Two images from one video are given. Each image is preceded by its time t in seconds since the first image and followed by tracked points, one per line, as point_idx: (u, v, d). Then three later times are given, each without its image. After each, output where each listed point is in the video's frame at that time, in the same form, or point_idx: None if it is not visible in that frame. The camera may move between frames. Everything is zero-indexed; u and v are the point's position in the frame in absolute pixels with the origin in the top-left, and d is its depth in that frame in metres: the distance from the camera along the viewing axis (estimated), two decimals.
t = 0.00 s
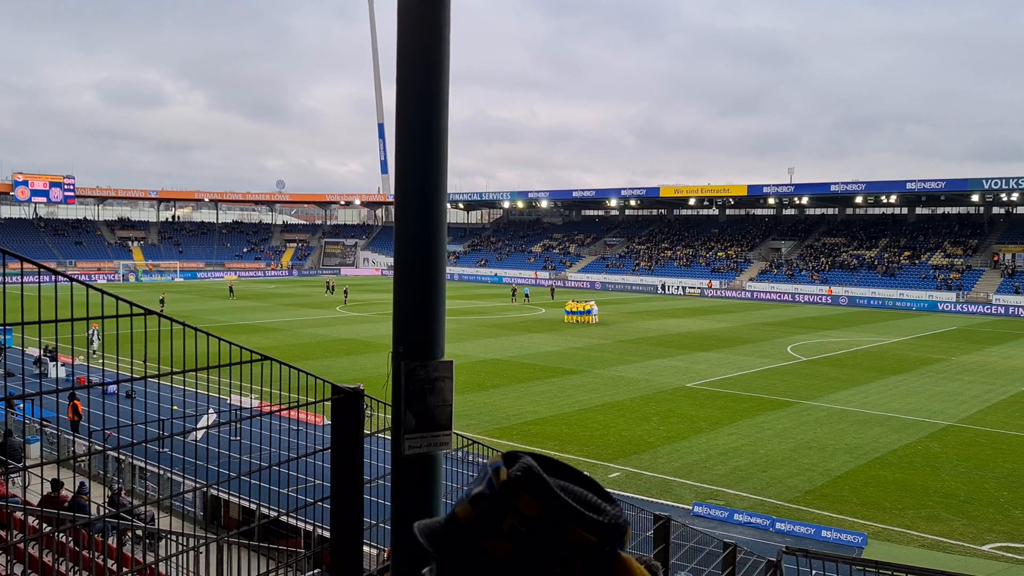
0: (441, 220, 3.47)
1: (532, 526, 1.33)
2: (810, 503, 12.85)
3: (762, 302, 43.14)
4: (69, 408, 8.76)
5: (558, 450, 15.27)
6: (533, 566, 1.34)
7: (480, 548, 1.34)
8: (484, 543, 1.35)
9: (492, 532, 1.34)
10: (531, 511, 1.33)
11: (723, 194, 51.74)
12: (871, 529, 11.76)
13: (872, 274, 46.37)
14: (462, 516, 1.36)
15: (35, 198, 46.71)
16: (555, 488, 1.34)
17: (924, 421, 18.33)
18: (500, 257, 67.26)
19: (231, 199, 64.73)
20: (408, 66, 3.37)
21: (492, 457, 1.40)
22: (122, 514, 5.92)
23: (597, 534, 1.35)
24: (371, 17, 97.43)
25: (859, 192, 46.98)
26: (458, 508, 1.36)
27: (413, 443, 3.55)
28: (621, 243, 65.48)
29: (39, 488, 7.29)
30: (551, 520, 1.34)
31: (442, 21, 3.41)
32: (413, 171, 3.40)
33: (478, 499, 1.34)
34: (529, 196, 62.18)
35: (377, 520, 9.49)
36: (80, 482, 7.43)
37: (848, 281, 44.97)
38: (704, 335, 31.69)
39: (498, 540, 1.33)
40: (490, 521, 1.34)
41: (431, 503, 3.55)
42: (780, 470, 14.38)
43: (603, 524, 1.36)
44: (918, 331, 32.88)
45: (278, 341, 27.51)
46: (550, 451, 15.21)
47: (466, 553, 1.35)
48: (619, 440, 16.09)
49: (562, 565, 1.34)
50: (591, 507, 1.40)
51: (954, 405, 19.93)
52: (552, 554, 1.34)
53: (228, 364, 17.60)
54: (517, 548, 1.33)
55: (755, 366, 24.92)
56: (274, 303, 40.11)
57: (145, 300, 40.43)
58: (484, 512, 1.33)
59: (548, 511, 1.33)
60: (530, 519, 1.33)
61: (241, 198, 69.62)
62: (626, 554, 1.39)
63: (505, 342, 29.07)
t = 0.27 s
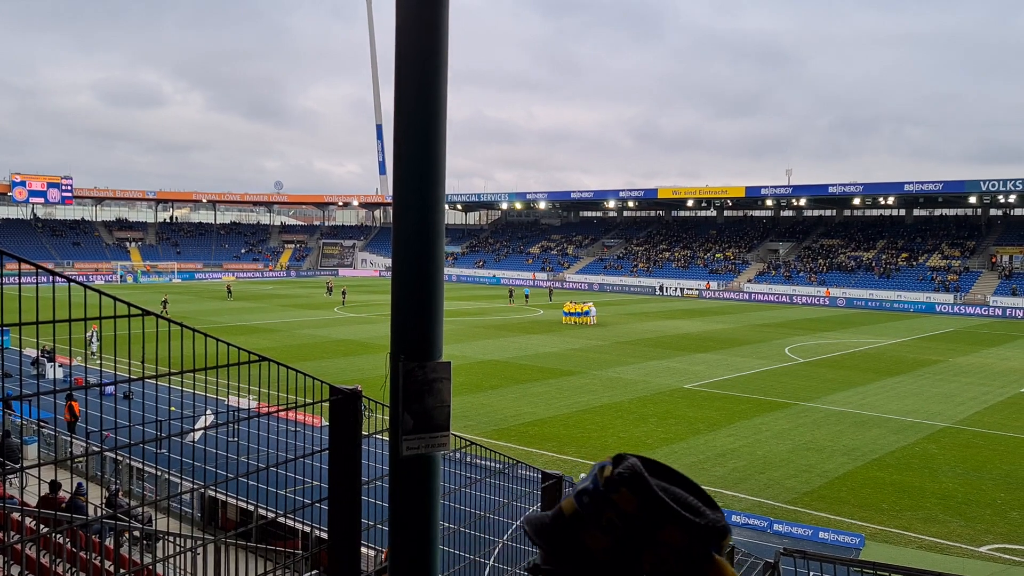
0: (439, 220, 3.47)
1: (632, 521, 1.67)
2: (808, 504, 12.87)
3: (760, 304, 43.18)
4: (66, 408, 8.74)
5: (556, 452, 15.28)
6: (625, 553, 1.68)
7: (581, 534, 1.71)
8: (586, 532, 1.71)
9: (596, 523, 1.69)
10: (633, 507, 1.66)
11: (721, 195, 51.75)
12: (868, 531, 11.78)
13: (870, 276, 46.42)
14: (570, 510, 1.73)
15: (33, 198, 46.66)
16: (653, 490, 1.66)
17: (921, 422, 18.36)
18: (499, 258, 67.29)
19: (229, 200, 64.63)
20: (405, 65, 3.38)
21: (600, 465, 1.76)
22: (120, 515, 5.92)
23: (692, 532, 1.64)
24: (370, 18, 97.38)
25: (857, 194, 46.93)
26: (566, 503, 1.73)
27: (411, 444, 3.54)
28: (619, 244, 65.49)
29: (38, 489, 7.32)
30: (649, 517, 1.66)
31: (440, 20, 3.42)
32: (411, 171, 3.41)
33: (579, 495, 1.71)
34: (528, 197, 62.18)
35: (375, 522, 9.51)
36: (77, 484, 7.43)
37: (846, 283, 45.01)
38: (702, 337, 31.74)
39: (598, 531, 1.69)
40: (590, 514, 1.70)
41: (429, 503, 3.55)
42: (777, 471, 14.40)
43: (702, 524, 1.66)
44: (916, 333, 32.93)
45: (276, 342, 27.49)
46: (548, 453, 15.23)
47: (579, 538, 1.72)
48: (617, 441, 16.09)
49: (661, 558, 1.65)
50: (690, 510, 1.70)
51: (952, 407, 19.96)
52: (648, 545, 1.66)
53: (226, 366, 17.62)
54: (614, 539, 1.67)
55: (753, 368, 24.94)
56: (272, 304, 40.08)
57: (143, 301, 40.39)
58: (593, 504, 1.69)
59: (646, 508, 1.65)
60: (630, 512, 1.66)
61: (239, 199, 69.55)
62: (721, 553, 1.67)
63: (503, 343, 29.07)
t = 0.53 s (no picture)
0: (436, 221, 3.48)
1: (684, 521, 1.55)
2: (804, 505, 12.90)
3: (757, 305, 43.23)
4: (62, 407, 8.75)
5: (553, 452, 15.29)
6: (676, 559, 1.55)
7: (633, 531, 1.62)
8: (640, 529, 1.61)
9: (645, 520, 1.60)
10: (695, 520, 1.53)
11: (718, 196, 51.80)
12: (864, 531, 11.81)
13: (866, 276, 46.58)
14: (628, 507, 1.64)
15: (29, 197, 46.53)
16: (712, 495, 1.55)
17: (917, 423, 18.40)
18: (496, 258, 67.32)
19: (225, 200, 64.50)
20: (403, 68, 3.39)
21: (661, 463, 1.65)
22: (117, 515, 5.90)
23: (753, 546, 1.54)
24: (367, 17, 97.31)
25: (853, 195, 46.99)
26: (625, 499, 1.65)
27: (408, 445, 3.55)
28: (616, 244, 65.55)
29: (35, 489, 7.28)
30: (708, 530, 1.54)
31: (437, 22, 3.42)
32: (408, 172, 3.41)
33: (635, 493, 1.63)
34: (525, 197, 62.19)
35: (372, 522, 9.46)
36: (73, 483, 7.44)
37: (842, 283, 45.15)
38: (699, 338, 31.78)
39: (649, 527, 1.59)
40: (646, 512, 1.60)
41: (424, 504, 3.55)
42: (773, 472, 14.42)
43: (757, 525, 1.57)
44: (912, 334, 33.01)
45: (272, 342, 27.41)
46: (545, 453, 15.24)
47: (628, 536, 1.63)
48: (613, 442, 16.09)
49: (713, 564, 1.51)
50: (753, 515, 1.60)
51: (948, 407, 20.00)
52: (700, 550, 1.53)
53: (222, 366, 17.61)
54: (665, 537, 1.56)
55: (750, 368, 24.97)
56: (269, 304, 40.04)
57: (140, 300, 40.33)
58: (648, 503, 1.60)
59: (703, 511, 1.53)
60: (685, 511, 1.54)
61: (236, 199, 69.45)
62: (773, 568, 1.55)
63: (500, 344, 29.07)
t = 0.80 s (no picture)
0: (432, 222, 3.48)
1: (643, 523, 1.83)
2: (798, 505, 12.93)
3: (752, 305, 43.32)
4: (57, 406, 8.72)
5: (548, 452, 15.31)
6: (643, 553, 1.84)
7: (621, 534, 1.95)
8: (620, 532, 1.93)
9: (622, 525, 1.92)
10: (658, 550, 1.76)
11: (714, 197, 51.83)
12: (858, 532, 11.84)
13: (860, 277, 46.74)
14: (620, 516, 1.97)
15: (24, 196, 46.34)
16: (663, 499, 1.79)
17: (911, 423, 18.47)
18: (491, 259, 67.33)
19: (221, 199, 64.47)
20: (400, 69, 3.39)
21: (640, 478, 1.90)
22: (111, 515, 5.87)
23: (710, 540, 1.76)
24: (364, 17, 97.23)
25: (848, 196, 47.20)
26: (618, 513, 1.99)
27: (402, 445, 3.55)
28: (612, 244, 65.60)
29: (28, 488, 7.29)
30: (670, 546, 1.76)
31: (433, 22, 3.42)
32: (404, 172, 3.42)
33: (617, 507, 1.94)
34: (521, 197, 62.19)
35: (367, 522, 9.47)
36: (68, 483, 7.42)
37: (837, 284, 45.26)
38: (694, 338, 31.85)
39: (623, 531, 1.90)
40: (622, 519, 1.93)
41: (420, 504, 3.56)
42: (768, 472, 14.45)
43: (722, 527, 1.75)
44: (907, 334, 33.12)
45: (268, 342, 27.41)
46: (540, 453, 15.25)
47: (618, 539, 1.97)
48: (608, 442, 16.10)
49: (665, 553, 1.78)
50: (719, 508, 1.78)
51: (942, 408, 20.08)
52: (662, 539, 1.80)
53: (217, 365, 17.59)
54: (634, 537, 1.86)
55: (745, 369, 25.03)
56: (264, 304, 39.97)
57: (135, 299, 40.22)
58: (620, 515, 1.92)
59: (655, 512, 1.79)
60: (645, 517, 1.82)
61: (231, 198, 69.29)
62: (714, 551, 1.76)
63: (496, 343, 29.08)
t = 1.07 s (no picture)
0: (426, 224, 3.49)
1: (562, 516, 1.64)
2: (791, 506, 12.98)
3: (746, 307, 43.45)
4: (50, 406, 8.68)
5: (541, 454, 15.32)
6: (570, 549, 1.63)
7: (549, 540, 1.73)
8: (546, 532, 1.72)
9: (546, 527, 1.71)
10: (569, 554, 1.59)
11: (707, 199, 51.96)
12: (851, 533, 11.89)
13: (853, 279, 47.02)
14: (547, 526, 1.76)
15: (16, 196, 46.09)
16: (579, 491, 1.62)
17: (904, 425, 18.55)
18: (485, 260, 67.38)
19: (216, 200, 64.34)
20: (396, 71, 3.40)
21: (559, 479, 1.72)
22: (103, 516, 5.80)
23: (630, 525, 1.56)
24: (358, 18, 97.21)
25: (842, 198, 47.46)
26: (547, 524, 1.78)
27: (397, 445, 3.56)
28: (607, 246, 65.74)
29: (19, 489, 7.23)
30: (584, 549, 1.59)
31: (428, 24, 3.44)
32: (399, 173, 3.42)
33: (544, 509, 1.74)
34: (515, 198, 62.24)
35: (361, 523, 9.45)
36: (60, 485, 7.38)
37: (830, 286, 45.51)
38: (688, 339, 31.92)
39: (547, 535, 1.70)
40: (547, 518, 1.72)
41: (414, 503, 3.57)
42: (761, 473, 14.49)
43: (632, 515, 1.54)
44: (899, 336, 33.27)
45: (262, 342, 27.36)
46: (534, 454, 15.27)
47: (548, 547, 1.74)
48: (602, 444, 16.11)
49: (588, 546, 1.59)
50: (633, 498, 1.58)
51: (934, 409, 20.17)
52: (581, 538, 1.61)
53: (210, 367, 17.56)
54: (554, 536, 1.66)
55: (738, 370, 25.10)
56: (258, 305, 39.88)
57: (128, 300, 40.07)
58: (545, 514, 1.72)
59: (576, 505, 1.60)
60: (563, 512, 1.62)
61: (225, 199, 69.11)
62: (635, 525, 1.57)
63: (489, 345, 29.09)
